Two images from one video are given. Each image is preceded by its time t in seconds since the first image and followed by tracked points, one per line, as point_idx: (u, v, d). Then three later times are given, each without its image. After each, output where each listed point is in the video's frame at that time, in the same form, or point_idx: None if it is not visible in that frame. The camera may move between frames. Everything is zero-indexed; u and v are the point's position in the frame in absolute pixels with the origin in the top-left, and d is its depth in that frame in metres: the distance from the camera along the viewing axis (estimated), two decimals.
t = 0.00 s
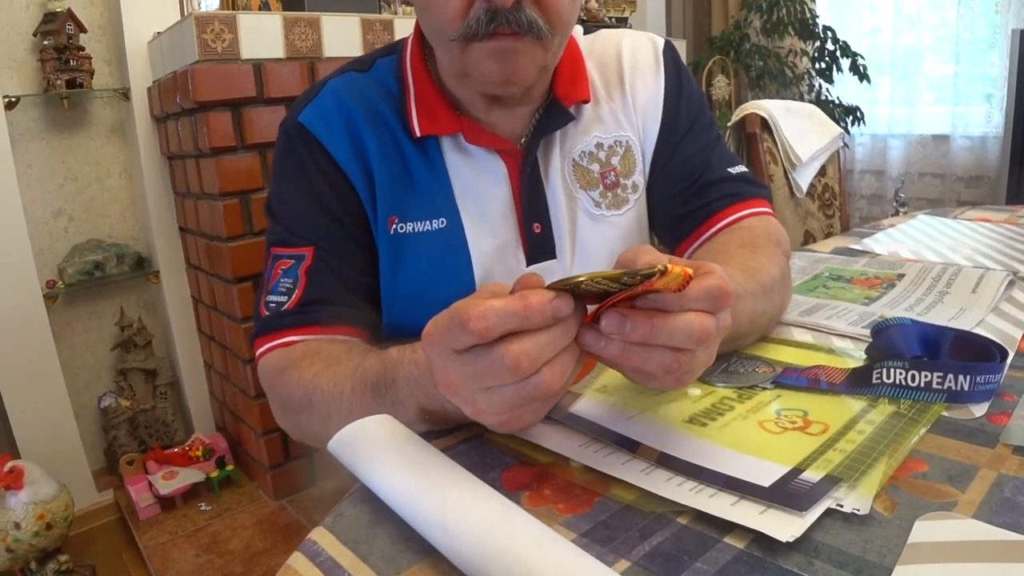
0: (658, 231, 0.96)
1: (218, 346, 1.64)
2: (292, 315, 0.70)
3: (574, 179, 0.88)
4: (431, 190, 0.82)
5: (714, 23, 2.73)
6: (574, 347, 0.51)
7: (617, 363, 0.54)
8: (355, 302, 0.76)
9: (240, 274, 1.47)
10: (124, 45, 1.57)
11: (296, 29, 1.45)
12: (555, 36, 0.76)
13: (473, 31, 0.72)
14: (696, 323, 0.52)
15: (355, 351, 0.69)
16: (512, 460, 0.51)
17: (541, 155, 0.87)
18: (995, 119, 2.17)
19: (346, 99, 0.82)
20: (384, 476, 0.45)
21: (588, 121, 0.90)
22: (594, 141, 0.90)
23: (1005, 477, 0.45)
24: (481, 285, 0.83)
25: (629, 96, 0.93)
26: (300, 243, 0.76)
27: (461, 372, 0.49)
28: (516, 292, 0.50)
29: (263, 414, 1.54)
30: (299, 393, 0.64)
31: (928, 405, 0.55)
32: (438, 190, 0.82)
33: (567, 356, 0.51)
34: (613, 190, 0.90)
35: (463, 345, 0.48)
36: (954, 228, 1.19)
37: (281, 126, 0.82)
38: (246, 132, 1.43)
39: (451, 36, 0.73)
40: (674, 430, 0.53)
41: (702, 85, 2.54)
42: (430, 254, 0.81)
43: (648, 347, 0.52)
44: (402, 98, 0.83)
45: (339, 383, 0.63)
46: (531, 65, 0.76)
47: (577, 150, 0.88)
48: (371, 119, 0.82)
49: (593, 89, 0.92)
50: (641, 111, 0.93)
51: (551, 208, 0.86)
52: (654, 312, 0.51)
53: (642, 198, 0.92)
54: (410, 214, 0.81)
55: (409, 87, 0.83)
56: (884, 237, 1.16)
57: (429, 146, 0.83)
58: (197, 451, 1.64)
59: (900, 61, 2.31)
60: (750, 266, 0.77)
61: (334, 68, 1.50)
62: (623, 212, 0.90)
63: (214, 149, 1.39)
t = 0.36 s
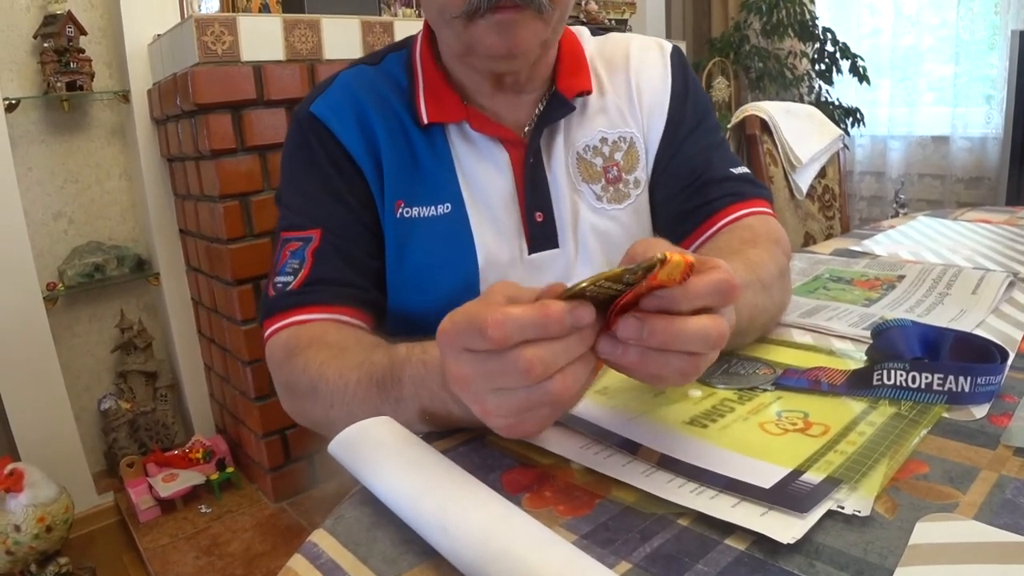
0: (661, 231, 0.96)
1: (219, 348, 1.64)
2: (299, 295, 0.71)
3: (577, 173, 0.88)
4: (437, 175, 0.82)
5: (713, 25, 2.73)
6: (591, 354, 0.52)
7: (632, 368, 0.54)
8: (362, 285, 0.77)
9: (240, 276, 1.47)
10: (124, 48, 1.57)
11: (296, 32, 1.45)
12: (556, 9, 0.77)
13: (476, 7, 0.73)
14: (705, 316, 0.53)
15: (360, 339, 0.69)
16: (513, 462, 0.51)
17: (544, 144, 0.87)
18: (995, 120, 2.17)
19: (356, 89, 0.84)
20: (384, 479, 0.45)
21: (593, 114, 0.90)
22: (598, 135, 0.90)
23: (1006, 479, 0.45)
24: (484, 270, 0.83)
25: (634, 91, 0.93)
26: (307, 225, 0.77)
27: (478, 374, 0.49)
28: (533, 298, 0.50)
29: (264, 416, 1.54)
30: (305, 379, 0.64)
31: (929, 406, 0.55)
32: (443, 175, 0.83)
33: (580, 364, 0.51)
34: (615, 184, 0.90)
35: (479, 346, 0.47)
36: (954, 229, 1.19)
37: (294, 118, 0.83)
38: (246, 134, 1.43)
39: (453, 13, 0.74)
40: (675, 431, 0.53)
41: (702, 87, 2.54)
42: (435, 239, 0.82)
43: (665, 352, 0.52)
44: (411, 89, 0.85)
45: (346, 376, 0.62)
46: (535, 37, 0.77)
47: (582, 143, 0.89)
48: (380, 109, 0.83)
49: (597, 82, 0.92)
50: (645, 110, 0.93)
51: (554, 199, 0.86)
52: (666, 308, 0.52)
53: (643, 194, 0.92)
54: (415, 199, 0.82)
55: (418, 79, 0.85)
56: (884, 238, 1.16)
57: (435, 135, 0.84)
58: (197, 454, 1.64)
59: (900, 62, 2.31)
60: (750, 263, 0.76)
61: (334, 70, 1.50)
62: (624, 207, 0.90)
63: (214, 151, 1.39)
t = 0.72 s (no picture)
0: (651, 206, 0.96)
1: (216, 349, 1.64)
2: (286, 254, 0.68)
3: (566, 149, 0.89)
4: (432, 149, 0.83)
5: (711, 27, 2.74)
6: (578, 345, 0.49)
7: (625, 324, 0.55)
8: (350, 253, 0.74)
9: (238, 276, 1.47)
10: (122, 48, 1.57)
11: (295, 32, 1.45)
12: None
13: None
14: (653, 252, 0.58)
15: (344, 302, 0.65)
16: (512, 462, 0.51)
17: (532, 120, 0.88)
18: (992, 123, 2.17)
19: (352, 71, 0.84)
20: (382, 479, 0.45)
21: (578, 93, 0.91)
22: (585, 113, 0.90)
23: (1004, 481, 0.45)
24: (477, 238, 0.84)
25: (617, 71, 0.93)
26: (301, 194, 0.75)
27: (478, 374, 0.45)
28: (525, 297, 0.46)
29: (261, 417, 1.53)
30: (282, 337, 0.61)
31: (928, 410, 0.55)
32: (438, 149, 0.84)
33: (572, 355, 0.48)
34: (602, 159, 0.91)
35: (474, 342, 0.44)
36: (951, 232, 1.19)
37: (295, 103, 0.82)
38: (245, 135, 1.43)
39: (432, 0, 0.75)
40: (672, 430, 0.53)
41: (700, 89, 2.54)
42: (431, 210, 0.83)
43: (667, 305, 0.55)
44: (405, 72, 0.86)
45: (317, 334, 0.59)
46: (508, 20, 0.77)
47: (569, 122, 0.89)
48: (376, 88, 0.84)
49: (580, 64, 0.93)
50: (628, 86, 0.93)
51: (543, 170, 0.87)
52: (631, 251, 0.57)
53: (629, 169, 0.93)
54: (411, 170, 0.82)
55: (412, 63, 0.86)
56: (881, 241, 1.16)
57: (430, 112, 0.84)
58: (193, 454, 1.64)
59: (898, 65, 2.31)
60: (743, 226, 0.75)
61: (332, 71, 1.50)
62: (612, 180, 0.91)
63: (212, 151, 1.39)
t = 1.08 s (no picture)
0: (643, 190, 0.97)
1: (215, 347, 1.64)
2: (290, 249, 0.68)
3: (557, 133, 0.89)
4: (428, 135, 0.83)
5: (712, 30, 2.74)
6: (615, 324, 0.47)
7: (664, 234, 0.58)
8: (351, 241, 0.74)
9: (238, 275, 1.47)
10: (123, 45, 1.57)
11: (297, 31, 1.45)
12: None
13: None
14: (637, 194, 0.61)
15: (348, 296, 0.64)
16: (512, 464, 0.51)
17: (523, 106, 0.88)
18: (993, 127, 2.18)
19: (347, 69, 0.85)
20: (385, 480, 0.45)
21: (566, 81, 0.92)
22: (574, 100, 0.91)
23: (1004, 486, 0.45)
24: (474, 215, 0.83)
25: (602, 62, 0.95)
26: (303, 189, 0.75)
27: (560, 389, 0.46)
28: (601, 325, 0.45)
29: (259, 415, 1.53)
30: (290, 334, 0.61)
31: (928, 415, 0.54)
32: (434, 134, 0.83)
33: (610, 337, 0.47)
34: (593, 143, 0.91)
35: (562, 352, 0.44)
36: (952, 236, 1.19)
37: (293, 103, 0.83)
38: (246, 134, 1.43)
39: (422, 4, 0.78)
40: (673, 431, 0.53)
41: (701, 91, 2.54)
42: (429, 195, 0.82)
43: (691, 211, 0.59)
44: (397, 67, 0.86)
45: (326, 326, 0.59)
46: (495, 20, 0.81)
47: (559, 107, 0.90)
48: (370, 82, 0.84)
49: (566, 56, 0.94)
50: (613, 74, 0.95)
51: (536, 151, 0.87)
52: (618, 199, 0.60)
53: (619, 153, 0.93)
54: (408, 156, 0.82)
55: (403, 59, 0.86)
56: (882, 244, 1.16)
57: (424, 102, 0.85)
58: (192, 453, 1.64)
59: (899, 69, 2.32)
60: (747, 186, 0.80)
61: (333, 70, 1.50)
62: (603, 163, 0.91)
63: (213, 149, 1.39)
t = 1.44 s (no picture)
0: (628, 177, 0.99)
1: (212, 352, 1.64)
2: (283, 258, 0.70)
3: (542, 133, 0.89)
4: (412, 141, 0.83)
5: (707, 31, 2.75)
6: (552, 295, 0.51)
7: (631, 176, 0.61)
8: (340, 249, 0.75)
9: (234, 280, 1.46)
10: (118, 51, 1.57)
11: (292, 36, 1.45)
12: None
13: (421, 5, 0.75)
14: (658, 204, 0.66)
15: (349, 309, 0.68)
16: (507, 466, 0.51)
17: (506, 107, 0.89)
18: (987, 126, 2.18)
19: (332, 79, 0.85)
20: (381, 484, 0.45)
21: (549, 81, 0.92)
22: (557, 100, 0.91)
23: (998, 483, 0.45)
24: (462, 216, 0.84)
25: (584, 63, 0.95)
26: (291, 201, 0.76)
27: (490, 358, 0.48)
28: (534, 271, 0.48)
29: (257, 419, 1.53)
30: (295, 330, 0.64)
31: (923, 413, 0.55)
32: (418, 140, 0.84)
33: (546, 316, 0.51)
34: (576, 142, 0.92)
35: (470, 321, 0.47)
36: (947, 234, 1.20)
37: (280, 116, 0.84)
38: (241, 139, 1.42)
39: (405, 12, 0.77)
40: (668, 432, 0.53)
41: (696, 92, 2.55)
42: (416, 200, 0.83)
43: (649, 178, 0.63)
44: (381, 74, 0.86)
45: (335, 331, 0.62)
46: (478, 28, 0.79)
47: (543, 107, 0.90)
48: (354, 91, 0.84)
49: (547, 57, 0.94)
50: (596, 73, 0.95)
51: (520, 151, 0.88)
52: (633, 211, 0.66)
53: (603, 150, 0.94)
54: (394, 163, 0.82)
55: (386, 66, 0.86)
56: (877, 244, 1.16)
57: (408, 108, 0.85)
58: (190, 458, 1.64)
59: (893, 68, 2.32)
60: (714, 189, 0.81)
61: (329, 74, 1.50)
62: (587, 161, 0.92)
63: (209, 154, 1.39)
